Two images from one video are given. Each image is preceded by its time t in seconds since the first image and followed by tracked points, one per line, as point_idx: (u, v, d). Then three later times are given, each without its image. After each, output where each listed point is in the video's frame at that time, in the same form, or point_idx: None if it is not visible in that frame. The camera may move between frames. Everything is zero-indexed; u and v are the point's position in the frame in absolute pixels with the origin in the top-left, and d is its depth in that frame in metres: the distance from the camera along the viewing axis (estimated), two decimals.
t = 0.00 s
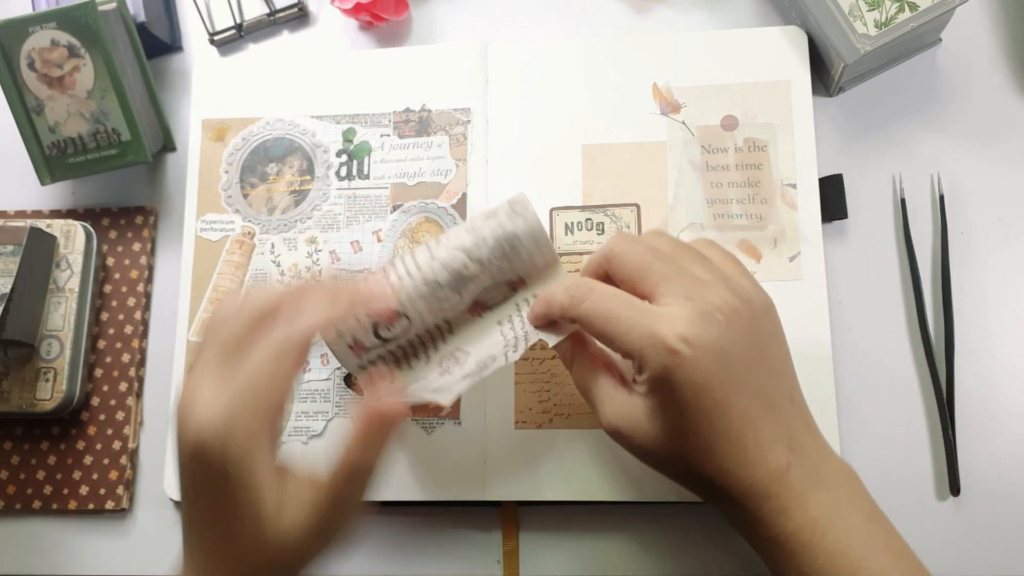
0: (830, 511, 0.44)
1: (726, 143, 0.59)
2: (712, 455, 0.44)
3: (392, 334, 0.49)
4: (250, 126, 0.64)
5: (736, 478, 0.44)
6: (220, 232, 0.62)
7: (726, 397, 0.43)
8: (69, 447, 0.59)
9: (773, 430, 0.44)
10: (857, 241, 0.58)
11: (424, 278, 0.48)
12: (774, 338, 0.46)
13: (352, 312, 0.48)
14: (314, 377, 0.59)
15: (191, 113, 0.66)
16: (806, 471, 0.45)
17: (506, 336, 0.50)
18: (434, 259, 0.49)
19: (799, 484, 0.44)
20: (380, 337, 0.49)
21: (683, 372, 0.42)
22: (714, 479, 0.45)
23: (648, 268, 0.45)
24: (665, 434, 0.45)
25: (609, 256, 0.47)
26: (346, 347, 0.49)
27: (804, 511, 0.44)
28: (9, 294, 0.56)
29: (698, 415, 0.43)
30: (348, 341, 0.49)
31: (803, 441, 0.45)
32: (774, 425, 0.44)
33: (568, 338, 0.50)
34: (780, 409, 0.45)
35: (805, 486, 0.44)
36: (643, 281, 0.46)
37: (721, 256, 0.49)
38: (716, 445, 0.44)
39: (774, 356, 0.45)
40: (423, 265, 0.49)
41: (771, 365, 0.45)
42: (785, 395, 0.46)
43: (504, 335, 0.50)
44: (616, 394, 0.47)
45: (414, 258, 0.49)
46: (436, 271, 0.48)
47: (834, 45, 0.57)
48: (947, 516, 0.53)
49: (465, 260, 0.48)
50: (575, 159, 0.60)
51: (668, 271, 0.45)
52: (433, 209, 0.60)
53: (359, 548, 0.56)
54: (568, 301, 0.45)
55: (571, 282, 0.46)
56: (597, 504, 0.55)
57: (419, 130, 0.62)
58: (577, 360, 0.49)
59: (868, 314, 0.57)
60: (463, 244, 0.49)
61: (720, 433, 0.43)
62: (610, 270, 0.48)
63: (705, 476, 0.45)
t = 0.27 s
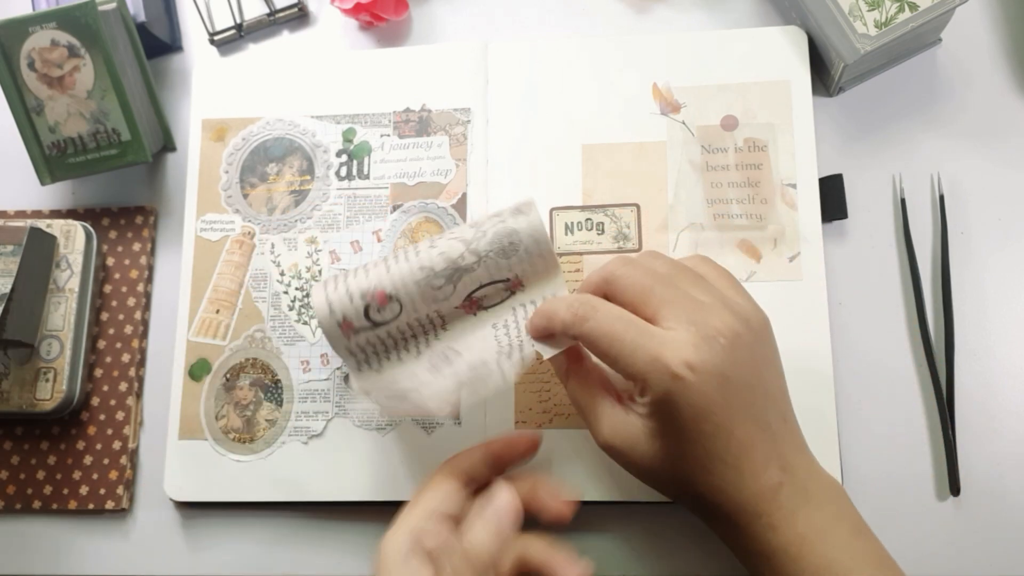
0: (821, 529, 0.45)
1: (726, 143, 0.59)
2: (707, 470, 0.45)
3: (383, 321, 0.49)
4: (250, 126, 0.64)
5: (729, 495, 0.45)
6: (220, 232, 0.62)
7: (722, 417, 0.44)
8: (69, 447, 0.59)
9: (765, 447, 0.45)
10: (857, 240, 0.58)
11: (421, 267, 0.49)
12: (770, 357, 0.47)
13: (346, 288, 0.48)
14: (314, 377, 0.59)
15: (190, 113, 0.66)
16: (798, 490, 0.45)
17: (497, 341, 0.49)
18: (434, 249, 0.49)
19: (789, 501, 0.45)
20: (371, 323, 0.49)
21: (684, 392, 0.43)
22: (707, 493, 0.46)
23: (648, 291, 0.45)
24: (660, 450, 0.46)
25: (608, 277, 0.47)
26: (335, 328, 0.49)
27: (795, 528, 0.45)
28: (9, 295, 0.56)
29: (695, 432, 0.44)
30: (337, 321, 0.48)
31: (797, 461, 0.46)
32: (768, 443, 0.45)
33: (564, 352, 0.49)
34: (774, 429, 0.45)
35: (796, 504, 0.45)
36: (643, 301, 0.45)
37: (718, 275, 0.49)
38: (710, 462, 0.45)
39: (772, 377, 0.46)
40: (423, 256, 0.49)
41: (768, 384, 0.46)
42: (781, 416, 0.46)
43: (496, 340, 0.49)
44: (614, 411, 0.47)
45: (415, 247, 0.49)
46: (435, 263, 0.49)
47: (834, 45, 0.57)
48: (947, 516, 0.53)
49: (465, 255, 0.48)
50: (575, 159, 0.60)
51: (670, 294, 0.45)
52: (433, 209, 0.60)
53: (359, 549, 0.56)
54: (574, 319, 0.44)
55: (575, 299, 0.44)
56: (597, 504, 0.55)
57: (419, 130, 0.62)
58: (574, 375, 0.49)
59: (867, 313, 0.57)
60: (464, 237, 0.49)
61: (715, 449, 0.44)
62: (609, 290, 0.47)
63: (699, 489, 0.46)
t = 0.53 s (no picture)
0: (824, 557, 0.44)
1: (726, 143, 0.59)
2: (708, 503, 0.45)
3: (389, 325, 0.50)
4: (250, 126, 0.64)
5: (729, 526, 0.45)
6: (220, 232, 0.62)
7: (724, 452, 0.43)
8: (69, 447, 0.59)
9: (771, 479, 0.44)
10: (857, 240, 0.58)
11: (431, 275, 0.49)
12: (774, 385, 0.46)
13: (356, 289, 0.49)
14: (314, 377, 0.59)
15: (190, 112, 0.66)
16: (803, 522, 0.45)
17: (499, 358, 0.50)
18: (446, 260, 0.49)
19: (796, 536, 0.44)
20: (377, 325, 0.49)
21: (682, 429, 0.42)
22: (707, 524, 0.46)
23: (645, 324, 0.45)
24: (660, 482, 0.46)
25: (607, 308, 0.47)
26: (341, 328, 0.49)
27: (796, 557, 0.44)
28: (8, 295, 0.56)
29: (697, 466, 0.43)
30: (344, 322, 0.49)
31: (798, 489, 0.45)
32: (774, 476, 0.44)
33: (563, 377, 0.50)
34: (780, 461, 0.45)
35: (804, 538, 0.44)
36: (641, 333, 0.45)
37: (718, 295, 0.48)
38: (714, 497, 0.44)
39: (773, 405, 0.45)
40: (435, 265, 0.49)
41: (771, 414, 0.45)
42: (787, 445, 0.45)
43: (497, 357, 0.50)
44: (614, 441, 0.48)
45: (427, 255, 0.50)
46: (447, 274, 0.49)
47: (834, 45, 0.57)
48: (947, 516, 0.53)
49: (477, 269, 0.49)
50: (575, 159, 0.60)
51: (668, 327, 0.44)
52: (433, 209, 0.60)
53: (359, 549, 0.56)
54: (569, 352, 0.45)
55: (573, 331, 0.45)
56: (597, 504, 0.55)
57: (419, 130, 0.62)
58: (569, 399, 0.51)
59: (867, 313, 0.57)
60: (478, 252, 0.49)
61: (720, 484, 0.44)
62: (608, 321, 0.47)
63: (699, 520, 0.46)
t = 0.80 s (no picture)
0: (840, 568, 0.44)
1: (726, 143, 0.59)
2: (722, 522, 0.45)
3: (396, 346, 0.50)
4: (250, 126, 0.64)
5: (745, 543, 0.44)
6: (220, 232, 0.62)
7: (733, 468, 0.43)
8: (69, 447, 0.59)
9: (784, 492, 0.44)
10: (857, 240, 0.58)
11: (439, 300, 0.48)
12: (779, 396, 0.46)
13: (362, 313, 0.49)
14: (314, 377, 0.59)
15: (190, 112, 0.66)
16: (818, 534, 0.44)
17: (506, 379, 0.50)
18: (455, 284, 0.48)
19: (815, 550, 0.44)
20: (385, 346, 0.50)
21: (689, 448, 0.42)
22: (722, 543, 0.46)
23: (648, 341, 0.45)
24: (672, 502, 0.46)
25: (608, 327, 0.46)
26: (348, 349, 0.50)
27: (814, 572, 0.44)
28: (8, 294, 0.56)
29: (708, 483, 0.43)
30: (351, 343, 0.49)
31: (812, 503, 0.45)
32: (786, 489, 0.44)
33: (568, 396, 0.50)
34: (790, 474, 0.44)
35: (822, 551, 0.44)
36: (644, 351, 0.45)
37: (723, 311, 0.48)
38: (727, 513, 0.44)
39: (781, 419, 0.45)
40: (442, 287, 0.48)
41: (777, 426, 0.45)
42: (796, 456, 0.45)
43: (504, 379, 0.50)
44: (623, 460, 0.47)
45: (434, 276, 0.49)
46: (455, 298, 0.48)
47: (834, 45, 0.57)
48: (947, 516, 0.53)
49: (486, 295, 0.48)
50: (575, 160, 0.60)
51: (671, 343, 0.44)
52: (433, 209, 0.60)
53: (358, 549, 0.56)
54: (574, 370, 0.45)
55: (577, 352, 0.45)
56: (597, 504, 0.55)
57: (419, 130, 0.62)
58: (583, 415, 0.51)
59: (867, 313, 0.57)
60: (487, 277, 0.48)
61: (732, 499, 0.44)
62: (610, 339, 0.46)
63: (713, 537, 0.46)
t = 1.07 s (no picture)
0: None
1: (726, 143, 0.59)
2: (735, 533, 0.44)
3: (400, 360, 0.50)
4: (250, 126, 0.64)
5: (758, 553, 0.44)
6: (220, 232, 0.62)
7: (744, 478, 0.43)
8: (69, 447, 0.59)
9: (796, 502, 0.44)
10: (857, 240, 0.58)
11: (446, 318, 0.48)
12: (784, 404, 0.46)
13: (370, 331, 0.48)
14: (314, 377, 0.59)
15: (190, 112, 0.66)
16: (831, 541, 0.44)
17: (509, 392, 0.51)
18: (461, 301, 0.48)
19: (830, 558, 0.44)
20: (390, 361, 0.50)
21: (700, 459, 0.42)
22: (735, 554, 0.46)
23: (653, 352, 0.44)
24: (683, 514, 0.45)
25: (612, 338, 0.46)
26: (353, 363, 0.49)
27: None
28: (8, 295, 0.56)
29: (720, 493, 0.43)
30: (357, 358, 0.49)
31: (824, 513, 0.44)
32: (798, 497, 0.44)
33: (560, 406, 0.49)
34: (801, 482, 0.44)
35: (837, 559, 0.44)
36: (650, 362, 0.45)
37: (727, 318, 0.48)
38: (740, 523, 0.44)
39: (789, 428, 0.45)
40: (449, 305, 0.48)
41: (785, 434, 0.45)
42: (807, 463, 0.45)
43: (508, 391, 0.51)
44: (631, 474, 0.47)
45: (441, 292, 0.48)
46: (462, 316, 0.48)
47: (834, 45, 0.57)
48: (947, 516, 0.53)
49: (494, 313, 0.48)
50: (575, 160, 0.60)
51: (678, 353, 0.44)
52: (433, 209, 0.60)
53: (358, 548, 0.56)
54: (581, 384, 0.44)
55: (581, 364, 0.44)
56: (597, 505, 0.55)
57: (418, 130, 0.62)
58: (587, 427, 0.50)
59: (867, 313, 0.57)
60: (495, 296, 0.48)
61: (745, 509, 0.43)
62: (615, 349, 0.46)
63: (726, 547, 0.46)
